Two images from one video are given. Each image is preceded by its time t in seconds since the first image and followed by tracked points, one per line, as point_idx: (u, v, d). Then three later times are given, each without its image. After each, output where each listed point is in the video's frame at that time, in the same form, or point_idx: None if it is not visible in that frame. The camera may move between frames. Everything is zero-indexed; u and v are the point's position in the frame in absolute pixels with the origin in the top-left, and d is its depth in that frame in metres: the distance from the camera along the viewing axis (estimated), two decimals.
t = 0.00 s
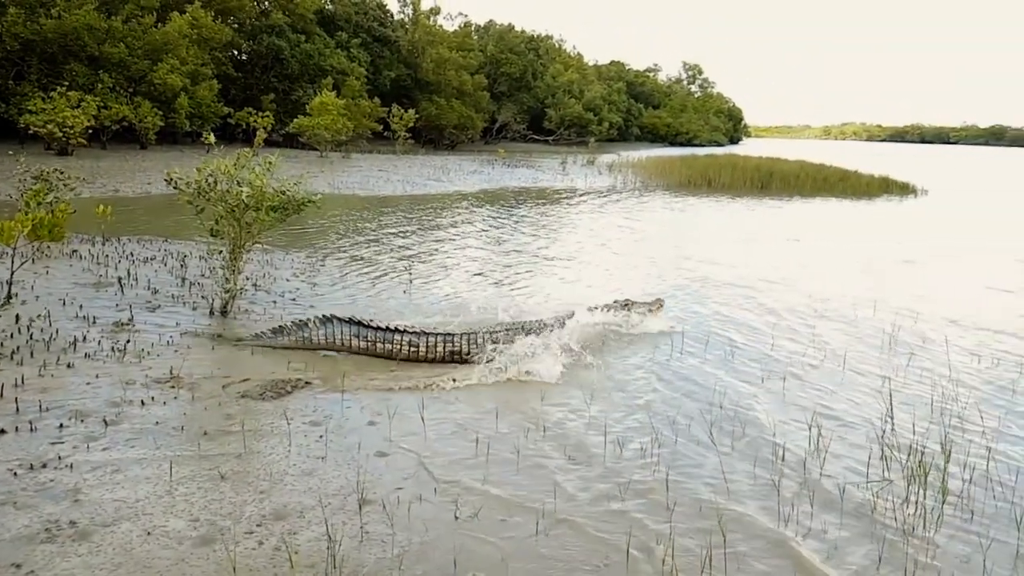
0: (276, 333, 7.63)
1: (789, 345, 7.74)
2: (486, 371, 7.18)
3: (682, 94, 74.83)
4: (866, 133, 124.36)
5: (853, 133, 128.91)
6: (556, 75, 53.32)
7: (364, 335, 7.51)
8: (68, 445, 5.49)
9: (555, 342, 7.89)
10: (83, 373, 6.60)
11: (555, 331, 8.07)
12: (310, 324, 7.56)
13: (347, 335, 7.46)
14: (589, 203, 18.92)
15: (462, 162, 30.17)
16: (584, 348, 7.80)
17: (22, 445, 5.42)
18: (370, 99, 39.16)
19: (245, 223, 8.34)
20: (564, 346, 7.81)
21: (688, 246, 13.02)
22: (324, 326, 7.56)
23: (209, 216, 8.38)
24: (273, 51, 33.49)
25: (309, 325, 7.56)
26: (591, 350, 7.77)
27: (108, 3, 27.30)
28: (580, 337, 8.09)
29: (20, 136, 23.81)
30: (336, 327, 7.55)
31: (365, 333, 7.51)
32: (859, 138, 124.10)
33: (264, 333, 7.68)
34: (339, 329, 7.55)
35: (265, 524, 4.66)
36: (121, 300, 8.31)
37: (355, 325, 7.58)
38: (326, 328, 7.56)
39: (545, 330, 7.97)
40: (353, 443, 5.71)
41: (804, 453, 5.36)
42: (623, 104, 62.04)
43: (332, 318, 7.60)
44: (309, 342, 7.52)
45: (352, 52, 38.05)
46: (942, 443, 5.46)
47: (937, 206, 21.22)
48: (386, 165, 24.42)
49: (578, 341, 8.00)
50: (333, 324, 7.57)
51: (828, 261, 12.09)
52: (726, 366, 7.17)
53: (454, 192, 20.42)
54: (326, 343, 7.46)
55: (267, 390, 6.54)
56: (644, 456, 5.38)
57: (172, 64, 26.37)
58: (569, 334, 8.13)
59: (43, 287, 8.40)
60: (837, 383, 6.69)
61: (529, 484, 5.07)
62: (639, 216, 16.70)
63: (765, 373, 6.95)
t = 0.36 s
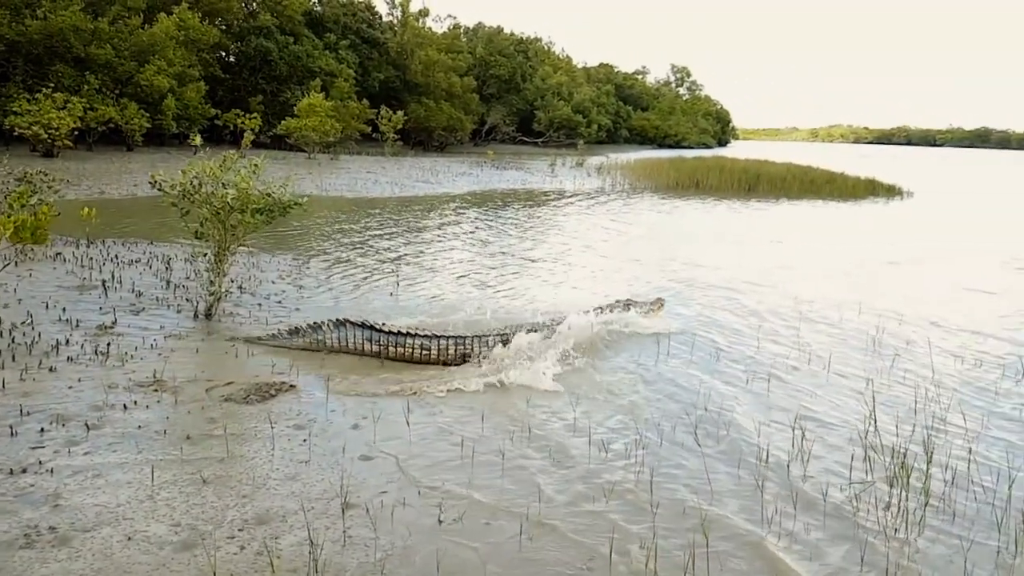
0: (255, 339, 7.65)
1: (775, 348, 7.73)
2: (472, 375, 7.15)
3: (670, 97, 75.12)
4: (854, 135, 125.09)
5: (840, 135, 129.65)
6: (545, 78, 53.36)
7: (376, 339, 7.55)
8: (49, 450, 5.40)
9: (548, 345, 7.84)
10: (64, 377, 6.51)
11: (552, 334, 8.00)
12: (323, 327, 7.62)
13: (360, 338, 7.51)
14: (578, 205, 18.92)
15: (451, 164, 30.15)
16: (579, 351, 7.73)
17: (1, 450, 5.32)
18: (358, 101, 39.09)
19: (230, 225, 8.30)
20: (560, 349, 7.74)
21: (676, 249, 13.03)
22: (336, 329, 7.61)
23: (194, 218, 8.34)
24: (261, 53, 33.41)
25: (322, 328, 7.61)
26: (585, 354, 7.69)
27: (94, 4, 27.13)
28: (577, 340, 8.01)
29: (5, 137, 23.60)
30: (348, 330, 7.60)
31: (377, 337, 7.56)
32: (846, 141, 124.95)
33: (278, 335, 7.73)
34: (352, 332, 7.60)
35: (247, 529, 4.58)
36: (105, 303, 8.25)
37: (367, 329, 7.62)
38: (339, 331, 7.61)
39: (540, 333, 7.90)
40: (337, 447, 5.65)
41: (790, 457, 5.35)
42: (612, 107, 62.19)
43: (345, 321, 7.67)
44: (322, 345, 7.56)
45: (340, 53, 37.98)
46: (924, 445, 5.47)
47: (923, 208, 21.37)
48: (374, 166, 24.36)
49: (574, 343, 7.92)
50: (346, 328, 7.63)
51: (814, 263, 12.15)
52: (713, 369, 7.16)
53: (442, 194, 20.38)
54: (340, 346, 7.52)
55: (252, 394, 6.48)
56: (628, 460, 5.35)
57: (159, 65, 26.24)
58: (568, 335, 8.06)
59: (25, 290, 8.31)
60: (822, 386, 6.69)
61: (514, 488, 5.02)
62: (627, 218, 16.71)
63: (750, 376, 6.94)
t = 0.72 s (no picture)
0: (236, 340, 7.67)
1: (761, 352, 7.76)
2: (457, 379, 7.11)
3: (660, 101, 75.39)
4: (841, 139, 126.06)
5: (827, 139, 130.50)
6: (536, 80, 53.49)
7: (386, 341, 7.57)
8: (29, 451, 5.33)
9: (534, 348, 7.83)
10: (46, 378, 6.45)
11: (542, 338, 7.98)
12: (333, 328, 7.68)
13: (370, 341, 7.56)
14: (567, 208, 18.93)
15: (441, 165, 30.13)
16: (572, 355, 7.71)
17: None
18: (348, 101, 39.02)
19: (217, 226, 8.26)
20: (552, 353, 7.72)
21: (664, 252, 13.06)
22: (347, 331, 7.67)
23: (180, 218, 8.30)
24: (251, 52, 33.33)
25: (333, 329, 7.68)
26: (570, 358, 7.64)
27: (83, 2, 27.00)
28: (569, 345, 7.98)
29: None
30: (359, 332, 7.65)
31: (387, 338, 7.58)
32: (834, 146, 125.83)
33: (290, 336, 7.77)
34: (363, 334, 7.65)
35: (231, 531, 4.54)
36: (89, 304, 8.20)
37: (377, 331, 7.65)
38: (349, 333, 7.67)
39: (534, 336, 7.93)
40: (321, 449, 5.62)
41: (774, 461, 5.36)
42: (602, 110, 62.35)
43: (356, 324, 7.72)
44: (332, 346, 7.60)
45: (331, 53, 37.92)
46: (906, 449, 5.50)
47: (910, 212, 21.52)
48: (364, 167, 24.33)
49: (566, 348, 7.89)
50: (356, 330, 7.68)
51: (800, 267, 12.23)
52: (699, 373, 7.17)
53: (431, 195, 20.34)
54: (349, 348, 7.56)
55: (237, 395, 6.45)
56: (612, 464, 5.35)
57: (148, 64, 26.14)
58: (562, 341, 8.05)
59: (9, 290, 8.24)
60: (805, 390, 6.72)
61: (498, 491, 4.99)
62: (616, 221, 16.74)
63: (735, 380, 6.96)
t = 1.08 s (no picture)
0: (223, 343, 7.65)
1: (748, 355, 7.77)
2: (443, 382, 7.11)
3: (650, 104, 75.61)
4: (830, 142, 126.77)
5: (816, 142, 131.16)
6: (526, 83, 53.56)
7: (399, 343, 7.67)
8: (11, 454, 5.28)
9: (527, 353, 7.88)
10: (31, 381, 6.39)
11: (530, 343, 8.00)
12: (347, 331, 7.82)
13: (383, 342, 7.68)
14: (557, 210, 18.95)
15: (431, 167, 30.11)
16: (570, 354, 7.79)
17: None
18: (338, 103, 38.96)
19: (203, 228, 8.22)
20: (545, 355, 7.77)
21: (653, 255, 13.10)
22: (360, 334, 7.82)
23: (166, 220, 8.26)
24: (241, 54, 33.25)
25: (346, 333, 7.83)
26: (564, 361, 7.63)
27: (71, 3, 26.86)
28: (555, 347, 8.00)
29: None
30: (372, 335, 7.79)
31: (399, 340, 7.69)
32: (823, 149, 126.57)
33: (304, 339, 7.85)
34: (376, 338, 7.77)
35: (215, 535, 4.50)
36: (75, 307, 8.14)
37: (390, 334, 7.78)
38: (362, 336, 7.80)
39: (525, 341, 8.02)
40: (307, 453, 5.59)
41: (759, 464, 5.37)
42: (593, 113, 62.50)
43: (369, 327, 7.88)
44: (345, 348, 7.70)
45: (321, 55, 37.85)
46: (891, 451, 5.52)
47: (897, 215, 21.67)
48: (354, 169, 24.29)
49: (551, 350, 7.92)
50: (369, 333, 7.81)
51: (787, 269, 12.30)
52: (686, 376, 7.19)
53: (421, 198, 20.32)
54: (362, 349, 7.67)
55: (223, 399, 6.42)
56: (598, 467, 5.35)
57: (137, 66, 26.05)
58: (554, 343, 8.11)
59: None
60: (792, 393, 6.74)
61: (484, 495, 4.98)
62: (606, 223, 16.77)
63: (721, 383, 6.99)
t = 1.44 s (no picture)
0: (209, 344, 7.61)
1: (734, 359, 7.80)
2: (428, 385, 7.10)
3: (641, 108, 75.83)
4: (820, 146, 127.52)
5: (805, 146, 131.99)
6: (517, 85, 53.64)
7: (409, 346, 7.74)
8: None
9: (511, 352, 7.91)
10: (13, 382, 6.33)
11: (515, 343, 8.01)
12: (358, 333, 7.90)
13: (394, 345, 7.73)
14: (546, 213, 18.97)
15: (421, 169, 30.08)
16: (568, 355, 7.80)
17: None
18: (329, 103, 38.92)
19: (191, 229, 8.19)
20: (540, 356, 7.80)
21: (641, 258, 13.11)
22: (372, 336, 7.89)
23: (153, 221, 8.22)
24: (231, 54, 33.15)
25: (358, 335, 7.90)
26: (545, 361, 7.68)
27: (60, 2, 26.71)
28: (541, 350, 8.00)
29: None
30: (382, 337, 7.85)
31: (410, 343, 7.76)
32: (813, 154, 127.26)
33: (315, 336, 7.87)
34: (387, 340, 7.83)
35: (198, 538, 4.46)
36: (59, 307, 8.08)
37: (401, 336, 7.84)
38: (374, 337, 7.86)
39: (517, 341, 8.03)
40: (292, 456, 5.56)
41: (742, 469, 5.39)
42: (584, 116, 62.65)
43: (380, 329, 7.95)
44: (356, 349, 7.78)
45: (312, 56, 37.78)
46: (874, 456, 5.55)
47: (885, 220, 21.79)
48: (344, 170, 24.26)
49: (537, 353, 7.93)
50: (381, 334, 7.87)
51: (774, 274, 12.36)
52: (671, 379, 7.22)
53: (411, 199, 20.31)
54: (373, 351, 7.73)
55: (208, 400, 6.39)
56: (582, 471, 5.35)
57: (126, 64, 25.95)
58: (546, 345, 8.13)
59: None
60: (777, 397, 6.76)
61: (469, 499, 4.96)
62: (595, 226, 16.80)
63: (706, 386, 7.02)
